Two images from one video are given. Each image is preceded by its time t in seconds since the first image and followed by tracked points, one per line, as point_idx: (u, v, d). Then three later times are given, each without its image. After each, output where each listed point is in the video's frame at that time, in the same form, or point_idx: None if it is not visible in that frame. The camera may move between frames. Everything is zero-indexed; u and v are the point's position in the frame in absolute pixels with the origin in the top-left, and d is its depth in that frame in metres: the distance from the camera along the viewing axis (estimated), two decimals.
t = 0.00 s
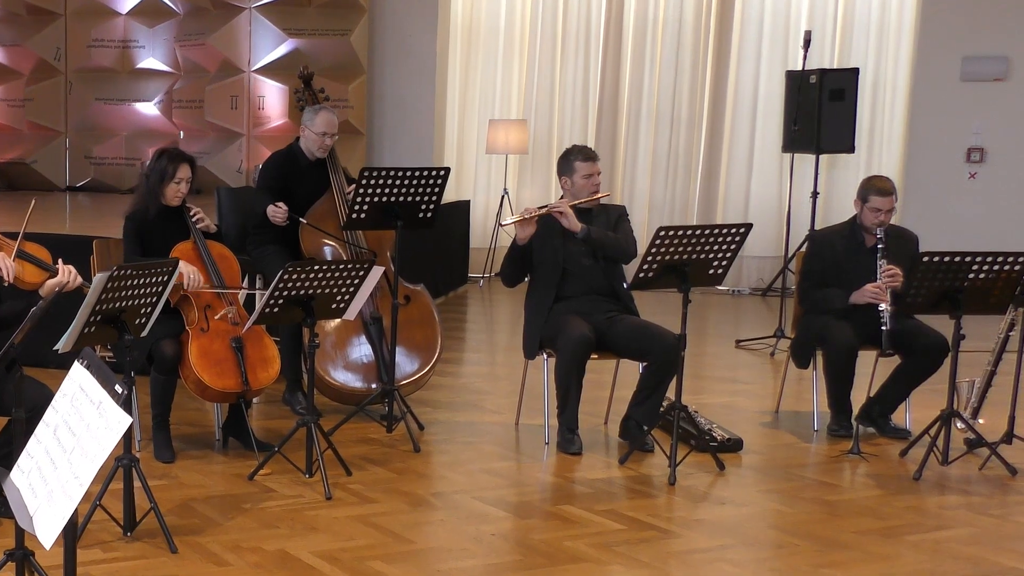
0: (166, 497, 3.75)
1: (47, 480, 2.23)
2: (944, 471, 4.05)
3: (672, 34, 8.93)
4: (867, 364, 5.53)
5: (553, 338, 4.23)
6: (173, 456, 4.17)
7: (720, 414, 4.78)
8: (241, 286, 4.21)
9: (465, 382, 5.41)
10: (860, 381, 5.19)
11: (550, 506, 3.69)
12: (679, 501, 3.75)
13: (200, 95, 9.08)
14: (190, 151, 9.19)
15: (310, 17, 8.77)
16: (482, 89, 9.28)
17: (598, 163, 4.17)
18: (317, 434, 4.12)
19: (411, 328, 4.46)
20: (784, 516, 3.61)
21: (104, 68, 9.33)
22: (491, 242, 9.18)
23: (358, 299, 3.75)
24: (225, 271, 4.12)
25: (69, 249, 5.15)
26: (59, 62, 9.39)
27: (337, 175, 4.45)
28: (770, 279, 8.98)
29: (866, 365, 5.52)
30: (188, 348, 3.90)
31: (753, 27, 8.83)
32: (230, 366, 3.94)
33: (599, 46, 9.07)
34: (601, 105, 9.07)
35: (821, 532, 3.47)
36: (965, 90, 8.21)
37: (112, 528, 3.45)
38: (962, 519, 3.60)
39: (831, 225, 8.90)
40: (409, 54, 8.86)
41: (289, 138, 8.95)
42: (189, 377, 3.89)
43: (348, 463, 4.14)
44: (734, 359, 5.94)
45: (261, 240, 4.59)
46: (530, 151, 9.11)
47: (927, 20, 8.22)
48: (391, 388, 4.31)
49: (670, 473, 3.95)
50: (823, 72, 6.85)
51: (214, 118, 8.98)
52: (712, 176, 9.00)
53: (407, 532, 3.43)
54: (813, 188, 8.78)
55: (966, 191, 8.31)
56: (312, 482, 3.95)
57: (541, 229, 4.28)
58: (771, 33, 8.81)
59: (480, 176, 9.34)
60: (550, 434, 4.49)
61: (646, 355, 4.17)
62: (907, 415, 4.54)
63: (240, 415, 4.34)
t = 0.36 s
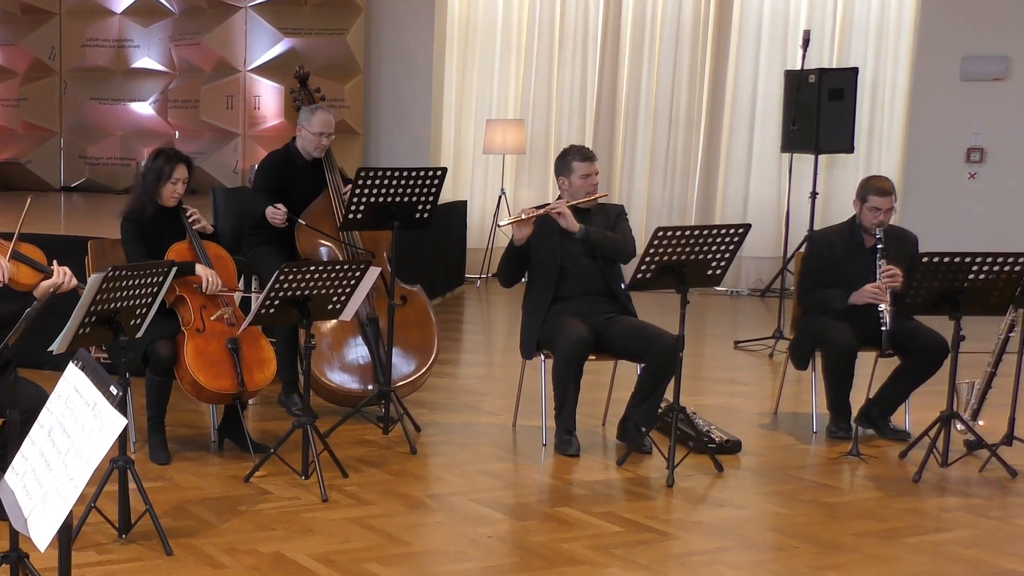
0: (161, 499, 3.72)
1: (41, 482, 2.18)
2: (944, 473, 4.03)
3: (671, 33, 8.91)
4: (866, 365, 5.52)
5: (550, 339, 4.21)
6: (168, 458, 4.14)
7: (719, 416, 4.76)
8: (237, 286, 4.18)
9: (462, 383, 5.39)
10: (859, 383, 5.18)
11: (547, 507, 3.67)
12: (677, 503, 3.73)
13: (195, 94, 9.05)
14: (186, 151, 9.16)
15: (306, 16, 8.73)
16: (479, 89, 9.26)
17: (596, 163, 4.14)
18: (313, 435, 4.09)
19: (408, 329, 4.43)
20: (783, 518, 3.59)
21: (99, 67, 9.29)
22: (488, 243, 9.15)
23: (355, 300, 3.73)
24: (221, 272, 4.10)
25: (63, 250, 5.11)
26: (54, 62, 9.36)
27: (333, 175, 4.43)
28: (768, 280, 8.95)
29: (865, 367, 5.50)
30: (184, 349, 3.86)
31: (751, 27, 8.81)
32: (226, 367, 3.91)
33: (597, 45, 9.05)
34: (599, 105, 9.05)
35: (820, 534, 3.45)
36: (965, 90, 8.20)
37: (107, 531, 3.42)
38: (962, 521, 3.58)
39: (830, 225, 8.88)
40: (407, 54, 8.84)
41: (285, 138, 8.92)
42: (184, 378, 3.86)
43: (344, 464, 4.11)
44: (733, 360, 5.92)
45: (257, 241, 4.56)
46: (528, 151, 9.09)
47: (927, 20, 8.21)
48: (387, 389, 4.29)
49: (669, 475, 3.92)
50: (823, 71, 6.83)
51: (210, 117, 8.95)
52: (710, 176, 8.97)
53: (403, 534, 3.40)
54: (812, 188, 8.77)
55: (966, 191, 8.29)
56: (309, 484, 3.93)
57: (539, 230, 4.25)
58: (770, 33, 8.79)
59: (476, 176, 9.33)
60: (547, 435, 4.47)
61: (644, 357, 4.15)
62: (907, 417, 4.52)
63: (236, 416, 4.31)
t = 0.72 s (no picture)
0: (157, 501, 3.69)
1: (35, 483, 2.16)
2: (943, 475, 4.01)
3: (669, 33, 8.89)
4: (865, 367, 5.49)
5: (548, 341, 4.18)
6: (164, 459, 4.11)
7: (717, 417, 4.73)
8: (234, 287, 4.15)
9: (459, 385, 5.37)
10: (858, 384, 5.16)
11: (545, 510, 3.64)
12: (675, 505, 3.71)
13: (191, 94, 9.02)
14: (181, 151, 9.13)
15: (302, 16, 8.70)
16: (476, 89, 9.24)
17: (594, 165, 4.12)
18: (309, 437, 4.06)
19: (405, 330, 4.40)
20: (781, 520, 3.57)
21: (94, 67, 9.27)
22: (486, 243, 9.13)
23: (351, 301, 3.70)
24: (218, 272, 4.07)
25: (57, 251, 5.09)
26: (49, 61, 9.34)
27: (329, 176, 4.40)
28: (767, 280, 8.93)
29: (865, 369, 5.48)
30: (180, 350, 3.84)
31: (750, 26, 8.78)
32: (222, 368, 3.88)
33: (595, 45, 9.03)
34: (597, 104, 9.03)
35: (819, 536, 3.43)
36: (965, 89, 8.19)
37: (102, 533, 3.39)
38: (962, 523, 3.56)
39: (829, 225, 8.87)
40: (405, 53, 8.82)
41: (280, 138, 8.89)
42: (180, 379, 3.83)
43: (341, 466, 4.09)
44: (732, 362, 5.90)
45: (254, 242, 4.53)
46: (525, 151, 9.06)
47: (926, 19, 8.19)
48: (384, 391, 4.26)
49: (667, 477, 3.90)
50: (822, 71, 6.82)
51: (205, 117, 8.92)
52: (709, 175, 8.95)
53: (400, 536, 3.38)
54: (810, 188, 8.75)
55: (966, 192, 8.28)
56: (305, 486, 3.90)
57: (536, 232, 4.23)
58: (769, 33, 8.77)
59: (473, 177, 9.30)
60: (545, 437, 4.44)
61: (642, 358, 4.12)
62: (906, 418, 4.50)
63: (231, 417, 4.29)
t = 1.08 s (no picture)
0: (152, 503, 3.66)
1: (29, 486, 2.12)
2: (943, 476, 3.99)
3: (667, 32, 8.87)
4: (864, 369, 5.47)
5: (545, 341, 4.16)
6: (159, 461, 4.09)
7: (715, 419, 4.71)
8: (230, 288, 4.13)
9: (455, 386, 5.34)
10: (857, 386, 5.14)
11: (542, 512, 3.62)
12: (673, 507, 3.69)
13: (186, 93, 8.99)
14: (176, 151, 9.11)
15: (298, 16, 8.68)
16: (473, 89, 9.22)
17: (593, 166, 4.10)
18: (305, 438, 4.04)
19: (402, 331, 4.38)
20: (780, 523, 3.55)
21: (89, 66, 9.24)
22: (483, 244, 9.11)
23: (348, 302, 3.68)
24: (214, 273, 4.04)
25: (50, 251, 5.06)
26: (43, 61, 9.30)
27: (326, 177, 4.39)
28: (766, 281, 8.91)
29: (864, 370, 5.46)
30: (176, 351, 3.81)
31: (749, 26, 8.76)
32: (218, 369, 3.86)
33: (592, 44, 9.01)
34: (594, 104, 9.01)
35: (818, 539, 3.41)
36: (964, 89, 8.17)
37: (97, 535, 3.36)
38: (961, 525, 3.54)
39: (828, 226, 8.85)
40: (403, 52, 8.79)
41: (276, 138, 8.86)
42: (176, 380, 3.81)
43: (337, 468, 4.06)
44: (730, 363, 5.88)
45: (250, 242, 4.51)
46: (522, 150, 9.04)
47: (926, 19, 8.18)
48: (380, 392, 4.24)
49: (665, 479, 3.87)
50: (821, 71, 6.81)
51: (201, 117, 8.89)
52: (707, 175, 8.93)
53: (396, 538, 3.35)
54: (809, 188, 8.73)
55: (965, 192, 8.26)
56: (301, 488, 3.87)
57: (534, 233, 4.21)
58: (768, 32, 8.75)
59: (470, 177, 9.28)
60: (542, 438, 4.42)
61: (639, 359, 4.10)
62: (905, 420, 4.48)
63: (227, 418, 4.26)
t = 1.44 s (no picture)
0: (147, 505, 3.64)
1: (24, 488, 2.10)
2: (943, 478, 3.97)
3: (665, 32, 8.86)
4: (864, 370, 5.45)
5: (542, 343, 4.14)
6: (154, 463, 4.06)
7: (714, 420, 4.69)
8: (225, 289, 4.10)
9: (452, 388, 5.32)
10: (856, 387, 5.12)
11: (540, 514, 3.59)
12: (671, 509, 3.66)
13: (181, 93, 8.97)
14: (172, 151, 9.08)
15: (294, 15, 8.66)
16: (471, 88, 9.20)
17: (590, 166, 4.07)
18: (301, 440, 4.01)
19: (398, 332, 4.35)
20: (779, 525, 3.53)
21: (84, 66, 9.22)
22: (480, 244, 9.09)
23: (344, 303, 3.65)
24: (209, 273, 4.02)
25: (44, 251, 5.03)
26: (38, 60, 9.28)
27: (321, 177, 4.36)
28: (764, 282, 8.90)
29: (863, 372, 5.44)
30: (171, 352, 3.78)
31: (748, 25, 8.75)
32: (213, 371, 3.83)
33: (590, 44, 8.99)
34: (592, 104, 8.99)
35: (817, 541, 3.39)
36: (964, 88, 8.16)
37: (92, 537, 3.34)
38: (961, 528, 3.52)
39: (826, 226, 8.84)
40: (401, 52, 8.77)
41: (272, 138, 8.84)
42: (171, 382, 3.78)
43: (333, 470, 4.03)
44: (729, 364, 5.86)
45: (245, 243, 4.48)
46: (519, 151, 9.02)
47: (925, 18, 8.16)
48: (377, 393, 4.21)
49: (663, 481, 3.85)
50: (820, 70, 6.79)
51: (197, 117, 8.87)
52: (705, 176, 8.91)
53: (392, 540, 3.33)
54: (808, 189, 8.72)
55: (965, 192, 8.25)
56: (297, 489, 3.85)
57: (531, 233, 4.19)
58: (767, 31, 8.73)
59: (467, 178, 9.26)
60: (540, 440, 4.40)
61: (637, 360, 4.08)
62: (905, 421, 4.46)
63: (223, 421, 4.23)
